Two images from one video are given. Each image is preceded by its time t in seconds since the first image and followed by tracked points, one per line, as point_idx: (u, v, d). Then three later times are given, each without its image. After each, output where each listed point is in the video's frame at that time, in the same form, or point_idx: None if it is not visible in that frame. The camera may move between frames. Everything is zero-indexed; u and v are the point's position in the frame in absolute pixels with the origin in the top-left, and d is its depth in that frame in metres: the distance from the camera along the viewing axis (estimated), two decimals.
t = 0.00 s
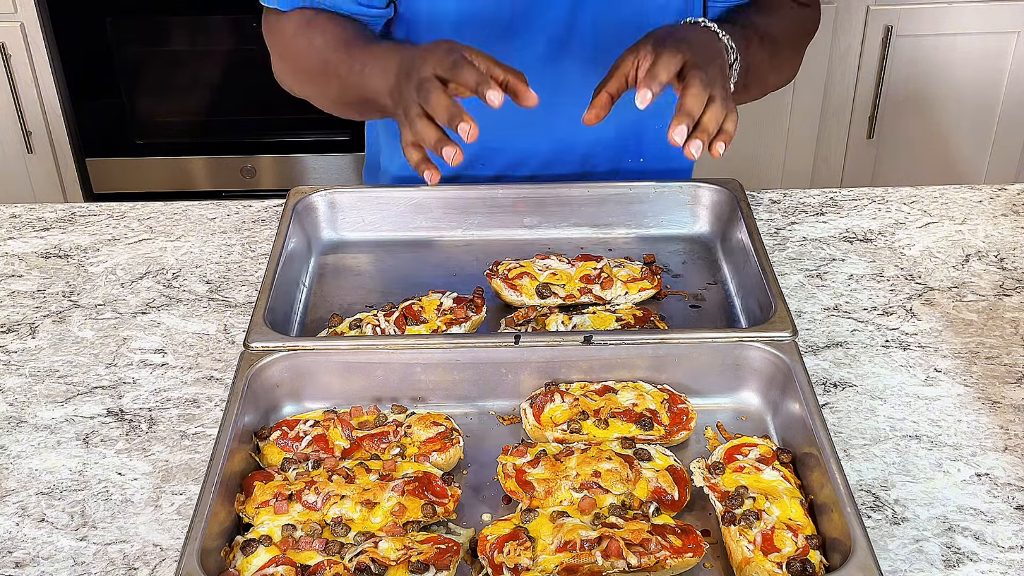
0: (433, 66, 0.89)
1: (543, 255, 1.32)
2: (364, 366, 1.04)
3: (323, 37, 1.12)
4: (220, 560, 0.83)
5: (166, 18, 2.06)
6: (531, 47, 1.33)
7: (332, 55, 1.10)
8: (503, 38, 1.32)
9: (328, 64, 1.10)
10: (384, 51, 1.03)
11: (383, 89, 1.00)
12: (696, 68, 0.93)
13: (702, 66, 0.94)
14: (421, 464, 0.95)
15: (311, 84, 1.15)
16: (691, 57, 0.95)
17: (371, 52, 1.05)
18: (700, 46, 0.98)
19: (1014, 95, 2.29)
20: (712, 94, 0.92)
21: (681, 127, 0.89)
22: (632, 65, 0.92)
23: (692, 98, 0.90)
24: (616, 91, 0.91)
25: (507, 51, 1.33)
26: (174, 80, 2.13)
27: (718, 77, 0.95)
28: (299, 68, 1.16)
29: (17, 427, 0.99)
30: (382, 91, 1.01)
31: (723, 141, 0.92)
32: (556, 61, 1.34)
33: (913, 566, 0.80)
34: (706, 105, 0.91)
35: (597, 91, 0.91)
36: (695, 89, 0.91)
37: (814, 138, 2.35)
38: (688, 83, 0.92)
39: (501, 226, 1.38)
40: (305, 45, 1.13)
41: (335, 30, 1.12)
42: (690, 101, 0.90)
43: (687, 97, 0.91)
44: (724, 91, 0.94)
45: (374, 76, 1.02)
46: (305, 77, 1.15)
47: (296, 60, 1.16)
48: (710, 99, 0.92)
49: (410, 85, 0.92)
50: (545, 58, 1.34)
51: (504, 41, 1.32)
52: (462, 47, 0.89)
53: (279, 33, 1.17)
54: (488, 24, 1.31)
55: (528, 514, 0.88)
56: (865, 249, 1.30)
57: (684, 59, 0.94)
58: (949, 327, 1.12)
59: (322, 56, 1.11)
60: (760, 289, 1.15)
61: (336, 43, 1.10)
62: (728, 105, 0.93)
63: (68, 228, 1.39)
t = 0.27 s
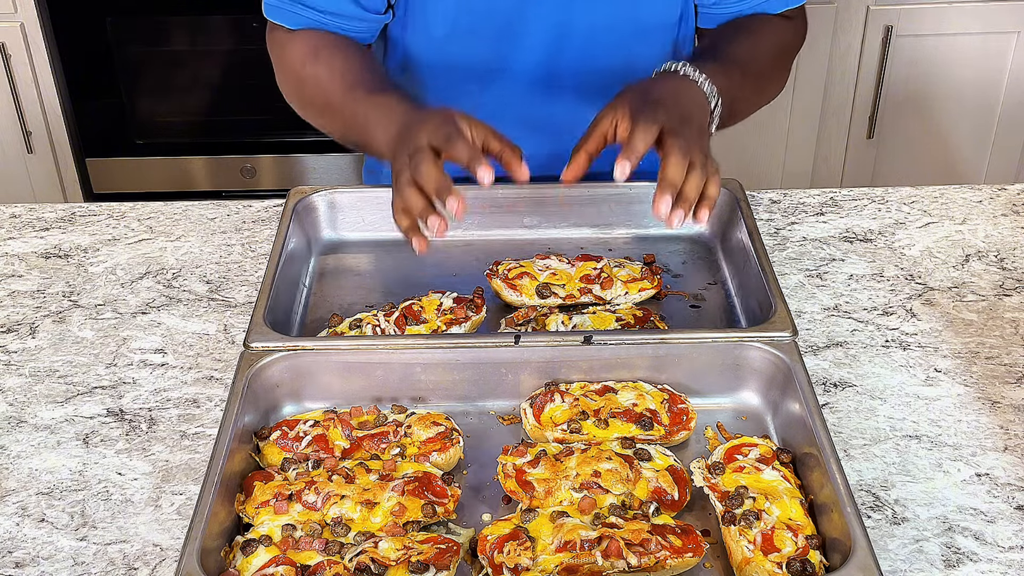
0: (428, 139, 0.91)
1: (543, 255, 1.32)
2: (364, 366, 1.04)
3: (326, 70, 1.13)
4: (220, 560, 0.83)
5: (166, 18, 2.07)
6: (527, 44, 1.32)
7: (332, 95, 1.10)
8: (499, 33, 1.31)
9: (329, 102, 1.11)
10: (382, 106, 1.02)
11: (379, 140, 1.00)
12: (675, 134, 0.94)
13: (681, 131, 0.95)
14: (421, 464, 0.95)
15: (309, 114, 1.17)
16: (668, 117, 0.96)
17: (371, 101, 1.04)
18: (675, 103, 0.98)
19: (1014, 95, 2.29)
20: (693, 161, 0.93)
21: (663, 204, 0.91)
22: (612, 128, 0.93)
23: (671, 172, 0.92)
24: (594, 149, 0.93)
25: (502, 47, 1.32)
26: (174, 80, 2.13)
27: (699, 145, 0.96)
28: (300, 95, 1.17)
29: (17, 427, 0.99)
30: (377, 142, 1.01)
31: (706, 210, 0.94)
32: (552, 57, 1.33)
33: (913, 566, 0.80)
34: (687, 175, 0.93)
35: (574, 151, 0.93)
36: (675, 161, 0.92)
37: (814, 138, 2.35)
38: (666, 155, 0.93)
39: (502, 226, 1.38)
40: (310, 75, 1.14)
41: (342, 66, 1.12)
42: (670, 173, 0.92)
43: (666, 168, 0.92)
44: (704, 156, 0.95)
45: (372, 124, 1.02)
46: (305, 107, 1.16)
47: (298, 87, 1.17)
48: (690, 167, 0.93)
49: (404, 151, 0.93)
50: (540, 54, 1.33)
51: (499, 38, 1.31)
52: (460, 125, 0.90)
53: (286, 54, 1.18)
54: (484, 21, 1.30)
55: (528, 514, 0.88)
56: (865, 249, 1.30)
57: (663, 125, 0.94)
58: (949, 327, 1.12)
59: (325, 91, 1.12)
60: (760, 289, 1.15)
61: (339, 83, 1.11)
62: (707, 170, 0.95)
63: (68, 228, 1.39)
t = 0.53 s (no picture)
0: (426, 250, 0.90)
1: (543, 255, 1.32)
2: (364, 366, 1.04)
3: (333, 111, 1.11)
4: (220, 560, 0.83)
5: (166, 18, 2.07)
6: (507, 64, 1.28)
7: (337, 140, 1.09)
8: (478, 54, 1.27)
9: (333, 149, 1.09)
10: (386, 177, 1.01)
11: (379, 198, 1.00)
12: (642, 249, 0.88)
13: (647, 242, 0.89)
14: (421, 464, 0.95)
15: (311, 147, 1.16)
16: (626, 188, 0.94)
17: (375, 164, 1.03)
18: (642, 203, 0.93)
19: (1014, 95, 2.29)
20: (660, 275, 0.88)
21: (635, 322, 0.87)
22: (580, 227, 0.93)
23: (641, 279, 0.87)
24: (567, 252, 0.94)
25: (480, 65, 1.28)
26: (174, 81, 2.13)
27: (666, 259, 0.88)
28: (307, 126, 1.14)
29: (17, 427, 0.99)
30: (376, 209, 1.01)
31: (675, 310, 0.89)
32: (535, 75, 1.29)
33: (913, 566, 0.80)
34: (657, 283, 0.88)
35: (547, 252, 0.94)
36: (643, 265, 0.88)
37: (814, 139, 2.35)
38: (632, 246, 0.89)
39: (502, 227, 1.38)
40: (317, 110, 1.12)
41: (350, 113, 1.11)
42: (639, 285, 0.87)
43: (635, 284, 0.87)
44: (675, 268, 0.89)
45: (373, 194, 1.01)
46: (308, 140, 1.15)
47: (304, 119, 1.14)
48: (657, 278, 0.88)
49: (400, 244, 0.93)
50: (521, 73, 1.29)
51: (479, 59, 1.28)
52: (452, 221, 0.92)
53: (297, 84, 1.16)
54: (462, 40, 1.26)
55: (528, 514, 0.88)
56: (865, 249, 1.30)
57: (629, 236, 0.89)
58: (949, 327, 1.12)
59: (332, 136, 1.10)
60: (760, 289, 1.15)
61: (347, 133, 1.09)
62: (678, 272, 0.89)
63: (68, 228, 1.39)
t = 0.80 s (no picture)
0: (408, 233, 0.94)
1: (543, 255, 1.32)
2: (364, 366, 1.04)
3: (321, 104, 1.14)
4: (220, 560, 0.83)
5: (166, 18, 2.07)
6: (497, 57, 1.28)
7: (324, 131, 1.12)
8: (467, 48, 1.27)
9: (321, 140, 1.12)
10: (370, 165, 1.04)
11: (363, 186, 1.04)
12: (620, 243, 0.92)
13: (626, 236, 0.92)
14: (421, 464, 0.95)
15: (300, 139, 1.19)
16: (609, 183, 0.97)
17: (359, 153, 1.07)
18: (623, 197, 0.96)
19: (1014, 95, 2.29)
20: (638, 269, 0.91)
21: (612, 316, 0.89)
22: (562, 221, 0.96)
23: (620, 274, 0.90)
24: (549, 245, 0.97)
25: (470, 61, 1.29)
26: (174, 81, 2.13)
27: (643, 253, 0.92)
28: (295, 118, 1.16)
29: (17, 427, 0.99)
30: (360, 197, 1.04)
31: (654, 302, 0.92)
32: (525, 68, 1.29)
33: (913, 566, 0.80)
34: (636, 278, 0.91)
35: (528, 246, 0.97)
36: (623, 259, 0.91)
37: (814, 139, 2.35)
38: (612, 241, 0.92)
39: (502, 227, 1.38)
40: (306, 102, 1.14)
41: (337, 104, 1.13)
42: (618, 280, 0.90)
43: (613, 279, 0.90)
44: (653, 262, 0.92)
45: (358, 182, 1.05)
46: (298, 132, 1.17)
47: (293, 111, 1.16)
48: (636, 272, 0.91)
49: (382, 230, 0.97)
50: (511, 66, 1.29)
51: (467, 53, 1.28)
52: (433, 205, 0.96)
53: (285, 76, 1.18)
54: (451, 34, 1.26)
55: (528, 514, 0.88)
56: (864, 249, 1.30)
57: (609, 231, 0.92)
58: (949, 327, 1.12)
59: (320, 126, 1.13)
60: (760, 288, 1.15)
61: (335, 123, 1.12)
62: (656, 266, 0.92)
63: (68, 228, 1.39)
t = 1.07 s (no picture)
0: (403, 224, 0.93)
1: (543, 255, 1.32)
2: (364, 366, 1.04)
3: (317, 98, 1.14)
4: (220, 560, 0.83)
5: (166, 18, 2.07)
6: (493, 54, 1.28)
7: (321, 125, 1.12)
8: (463, 45, 1.27)
9: (317, 134, 1.12)
10: (366, 157, 1.03)
11: (359, 179, 1.02)
12: (608, 241, 0.90)
13: (614, 234, 0.90)
14: (421, 464, 0.95)
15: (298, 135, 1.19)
16: (601, 182, 0.95)
17: (356, 146, 1.06)
18: (615, 195, 0.94)
19: (1014, 95, 2.29)
20: (627, 267, 0.89)
21: (599, 313, 0.87)
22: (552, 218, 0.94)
23: (606, 271, 0.88)
24: (540, 241, 0.95)
25: (466, 58, 1.29)
26: (174, 80, 2.13)
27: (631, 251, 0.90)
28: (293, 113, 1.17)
29: (17, 427, 0.99)
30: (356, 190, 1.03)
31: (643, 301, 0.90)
32: (522, 64, 1.29)
33: (913, 566, 0.80)
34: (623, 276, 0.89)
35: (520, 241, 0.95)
36: (609, 257, 0.88)
37: (814, 139, 2.35)
38: (600, 239, 0.90)
39: (502, 227, 1.38)
40: (303, 97, 1.15)
41: (334, 99, 1.14)
42: (604, 277, 0.88)
43: (599, 277, 0.88)
44: (641, 261, 0.90)
45: (354, 177, 1.04)
46: (296, 128, 1.17)
47: (291, 107, 1.17)
48: (624, 270, 0.89)
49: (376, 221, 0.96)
50: (508, 63, 1.29)
51: (464, 49, 1.28)
52: (426, 196, 0.95)
53: (284, 72, 1.19)
54: (447, 31, 1.26)
55: (528, 514, 0.88)
56: (864, 249, 1.30)
57: (597, 228, 0.90)
58: (949, 327, 1.12)
59: (317, 122, 1.13)
60: (760, 288, 1.15)
61: (331, 118, 1.12)
62: (645, 264, 0.90)
63: (68, 228, 1.39)
